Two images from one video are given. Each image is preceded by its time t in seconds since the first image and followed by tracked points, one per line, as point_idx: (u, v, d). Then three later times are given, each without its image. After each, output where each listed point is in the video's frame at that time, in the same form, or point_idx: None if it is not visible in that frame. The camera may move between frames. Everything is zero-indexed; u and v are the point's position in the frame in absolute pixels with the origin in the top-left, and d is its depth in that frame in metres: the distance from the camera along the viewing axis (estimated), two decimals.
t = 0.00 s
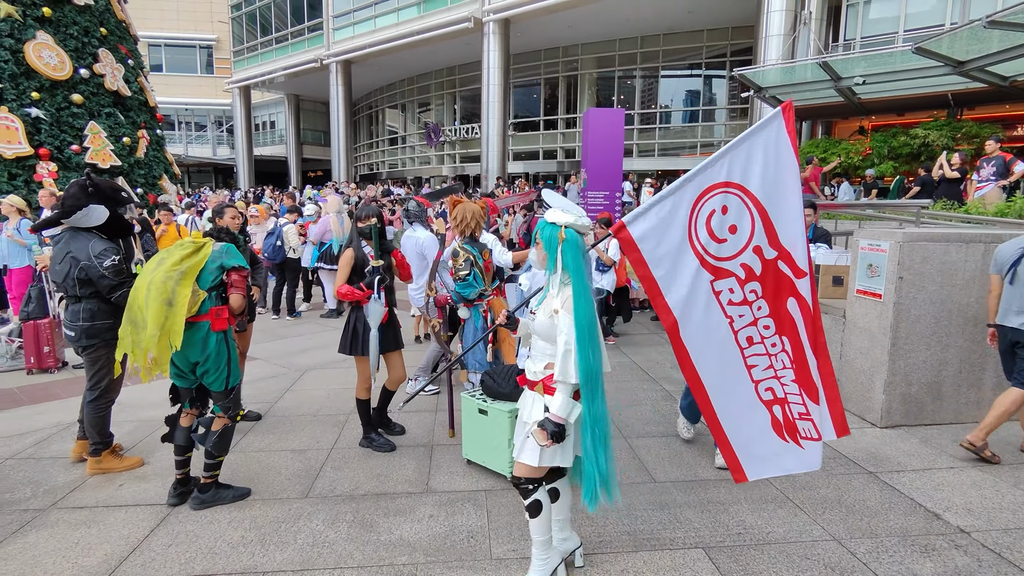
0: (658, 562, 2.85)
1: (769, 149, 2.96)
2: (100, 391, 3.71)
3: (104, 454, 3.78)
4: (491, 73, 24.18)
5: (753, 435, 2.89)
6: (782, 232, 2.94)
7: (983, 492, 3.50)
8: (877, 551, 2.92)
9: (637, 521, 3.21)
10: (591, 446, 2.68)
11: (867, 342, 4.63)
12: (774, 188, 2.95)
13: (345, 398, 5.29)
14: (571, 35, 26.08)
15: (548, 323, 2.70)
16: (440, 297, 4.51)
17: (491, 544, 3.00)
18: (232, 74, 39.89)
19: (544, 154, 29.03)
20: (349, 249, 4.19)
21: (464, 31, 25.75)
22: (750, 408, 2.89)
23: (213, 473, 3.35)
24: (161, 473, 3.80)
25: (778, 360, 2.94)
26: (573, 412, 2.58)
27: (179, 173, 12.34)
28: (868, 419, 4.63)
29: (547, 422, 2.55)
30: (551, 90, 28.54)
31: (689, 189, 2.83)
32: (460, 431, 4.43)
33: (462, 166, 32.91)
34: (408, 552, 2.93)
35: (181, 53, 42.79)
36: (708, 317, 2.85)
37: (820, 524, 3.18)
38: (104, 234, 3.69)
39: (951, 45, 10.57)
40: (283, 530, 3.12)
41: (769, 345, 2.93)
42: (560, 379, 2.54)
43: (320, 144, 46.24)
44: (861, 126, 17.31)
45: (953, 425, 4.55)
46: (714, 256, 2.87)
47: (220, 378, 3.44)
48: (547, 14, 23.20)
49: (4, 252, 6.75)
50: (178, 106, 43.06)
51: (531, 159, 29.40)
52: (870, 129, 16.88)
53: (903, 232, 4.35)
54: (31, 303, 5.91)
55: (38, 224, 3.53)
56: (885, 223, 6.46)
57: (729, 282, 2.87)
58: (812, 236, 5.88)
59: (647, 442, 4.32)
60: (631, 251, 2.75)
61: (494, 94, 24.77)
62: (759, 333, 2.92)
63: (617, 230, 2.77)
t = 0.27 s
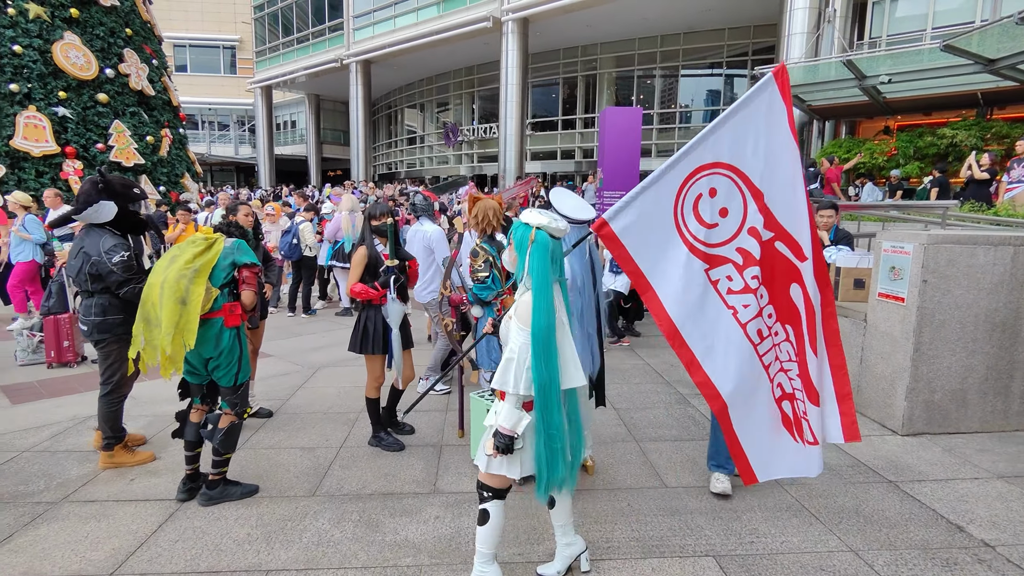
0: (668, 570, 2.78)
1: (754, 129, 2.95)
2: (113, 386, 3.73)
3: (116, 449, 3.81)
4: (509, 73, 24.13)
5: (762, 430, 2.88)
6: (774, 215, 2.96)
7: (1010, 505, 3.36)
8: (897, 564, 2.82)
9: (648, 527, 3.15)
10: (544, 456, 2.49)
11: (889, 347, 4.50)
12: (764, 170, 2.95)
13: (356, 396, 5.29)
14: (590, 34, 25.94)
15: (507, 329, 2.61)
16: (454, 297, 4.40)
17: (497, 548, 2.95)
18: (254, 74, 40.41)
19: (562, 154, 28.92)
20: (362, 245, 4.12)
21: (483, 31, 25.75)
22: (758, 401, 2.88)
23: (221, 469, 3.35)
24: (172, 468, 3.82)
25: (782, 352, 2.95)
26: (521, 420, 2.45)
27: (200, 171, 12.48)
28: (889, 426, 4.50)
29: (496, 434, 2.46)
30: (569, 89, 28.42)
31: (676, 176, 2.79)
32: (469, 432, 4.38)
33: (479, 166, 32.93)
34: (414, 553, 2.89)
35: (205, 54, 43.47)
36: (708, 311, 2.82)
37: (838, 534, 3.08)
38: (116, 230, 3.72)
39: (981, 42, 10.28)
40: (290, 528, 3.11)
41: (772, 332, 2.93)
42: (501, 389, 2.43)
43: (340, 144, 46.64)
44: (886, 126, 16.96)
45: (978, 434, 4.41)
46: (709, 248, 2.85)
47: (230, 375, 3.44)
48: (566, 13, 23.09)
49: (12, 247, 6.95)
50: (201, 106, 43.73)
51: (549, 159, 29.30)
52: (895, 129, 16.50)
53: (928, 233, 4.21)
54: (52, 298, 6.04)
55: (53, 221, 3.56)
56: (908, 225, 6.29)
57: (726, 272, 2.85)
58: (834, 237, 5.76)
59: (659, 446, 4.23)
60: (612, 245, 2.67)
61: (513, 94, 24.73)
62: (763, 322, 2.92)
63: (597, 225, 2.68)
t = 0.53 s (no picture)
0: (664, 569, 2.77)
1: (731, 98, 2.86)
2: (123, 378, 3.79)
3: (124, 441, 3.88)
4: (522, 72, 24.12)
5: (742, 415, 2.98)
6: (756, 191, 2.92)
7: (1016, 510, 3.31)
8: (896, 568, 2.79)
9: (645, 527, 3.14)
10: (465, 454, 2.38)
11: (896, 349, 4.45)
12: (742, 143, 2.90)
13: (361, 393, 5.33)
14: (603, 33, 25.85)
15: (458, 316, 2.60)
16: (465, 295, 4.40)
17: (493, 545, 2.97)
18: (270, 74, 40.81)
19: (575, 153, 28.86)
20: (371, 242, 4.18)
21: (496, 30, 25.78)
22: (738, 386, 2.97)
23: (226, 461, 3.39)
24: (178, 460, 3.88)
25: (766, 335, 3.00)
26: (446, 409, 2.42)
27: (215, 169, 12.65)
28: (896, 429, 4.45)
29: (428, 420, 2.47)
30: (583, 89, 28.34)
31: (646, 154, 2.72)
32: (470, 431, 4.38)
33: (492, 165, 32.95)
34: (410, 549, 2.91)
35: (222, 54, 43.97)
36: (688, 298, 2.82)
37: (838, 537, 3.05)
38: (125, 225, 3.83)
39: (1001, 40, 10.08)
40: (290, 521, 3.15)
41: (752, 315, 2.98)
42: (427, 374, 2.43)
43: (354, 143, 46.94)
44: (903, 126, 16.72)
45: (987, 438, 4.34)
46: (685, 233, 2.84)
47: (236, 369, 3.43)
48: (580, 12, 23.04)
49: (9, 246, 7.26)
50: (218, 105, 44.26)
51: (562, 158, 29.25)
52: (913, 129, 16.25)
53: (937, 234, 4.15)
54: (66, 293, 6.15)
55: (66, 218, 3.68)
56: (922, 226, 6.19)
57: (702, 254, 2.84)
58: (842, 238, 5.72)
59: (661, 446, 4.22)
60: (582, 236, 2.65)
61: (526, 93, 24.72)
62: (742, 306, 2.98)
63: (566, 219, 2.66)
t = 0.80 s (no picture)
0: (640, 566, 2.80)
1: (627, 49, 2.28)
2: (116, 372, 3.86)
3: (117, 435, 3.95)
4: (526, 73, 24.14)
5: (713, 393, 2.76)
6: (686, 151, 2.44)
7: (996, 511, 3.33)
8: (871, 566, 2.81)
9: (626, 523, 3.17)
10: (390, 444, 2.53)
11: (884, 350, 4.45)
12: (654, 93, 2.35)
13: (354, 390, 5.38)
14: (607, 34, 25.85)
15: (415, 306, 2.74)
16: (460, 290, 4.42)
17: (473, 539, 3.01)
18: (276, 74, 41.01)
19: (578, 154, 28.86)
20: (359, 241, 4.22)
21: (501, 31, 25.81)
22: (696, 376, 2.73)
23: (213, 456, 3.44)
24: (170, 455, 3.95)
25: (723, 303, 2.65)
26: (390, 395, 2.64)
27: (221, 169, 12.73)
28: (883, 430, 4.46)
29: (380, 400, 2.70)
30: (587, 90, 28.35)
31: (559, 140, 2.28)
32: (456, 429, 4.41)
33: (496, 165, 32.97)
34: (392, 543, 2.96)
35: (229, 54, 44.22)
36: (643, 273, 2.56)
37: (816, 536, 3.08)
38: (119, 222, 3.90)
39: (1004, 42, 10.02)
40: (275, 515, 3.20)
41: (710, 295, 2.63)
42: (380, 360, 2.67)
43: (359, 143, 47.10)
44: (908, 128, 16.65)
45: (974, 439, 4.35)
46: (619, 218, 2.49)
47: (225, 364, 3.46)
48: (583, 13, 23.05)
49: None
50: (225, 105, 44.50)
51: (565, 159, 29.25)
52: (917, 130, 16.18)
53: (924, 235, 4.15)
54: (65, 289, 6.17)
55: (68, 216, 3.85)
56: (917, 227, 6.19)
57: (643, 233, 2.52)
58: (835, 239, 5.76)
59: (649, 446, 4.24)
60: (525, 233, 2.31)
61: (529, 94, 24.74)
62: (697, 286, 2.61)
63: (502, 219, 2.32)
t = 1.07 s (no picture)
0: (606, 560, 2.85)
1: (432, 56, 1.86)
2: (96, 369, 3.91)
3: (96, 432, 3.99)
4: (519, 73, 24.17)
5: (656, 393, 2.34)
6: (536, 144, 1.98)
7: (961, 507, 3.38)
8: (832, 561, 2.87)
9: (596, 519, 3.22)
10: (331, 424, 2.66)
11: (858, 349, 4.52)
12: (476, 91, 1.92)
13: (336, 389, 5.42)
14: (600, 35, 25.91)
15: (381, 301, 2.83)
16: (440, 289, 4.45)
17: (444, 535, 3.05)
18: (270, 73, 40.93)
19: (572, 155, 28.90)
20: (336, 241, 4.31)
21: (494, 31, 25.83)
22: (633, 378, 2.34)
23: (189, 454, 3.48)
24: (148, 453, 3.98)
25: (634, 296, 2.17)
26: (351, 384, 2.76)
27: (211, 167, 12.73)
28: (857, 428, 4.51)
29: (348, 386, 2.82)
30: (580, 90, 28.41)
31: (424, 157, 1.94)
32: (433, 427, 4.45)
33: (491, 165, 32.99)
34: (364, 539, 3.00)
35: (223, 53, 44.13)
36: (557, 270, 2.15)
37: (781, 530, 3.14)
38: (98, 220, 3.93)
39: (988, 44, 10.10)
40: (248, 512, 3.23)
41: (640, 289, 2.18)
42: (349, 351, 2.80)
43: (354, 142, 47.04)
44: (898, 129, 16.75)
45: (946, 437, 4.41)
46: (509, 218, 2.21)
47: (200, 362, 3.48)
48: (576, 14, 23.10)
49: None
50: (219, 104, 44.38)
51: (559, 159, 29.28)
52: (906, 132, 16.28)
53: (896, 236, 4.22)
54: (49, 288, 6.16)
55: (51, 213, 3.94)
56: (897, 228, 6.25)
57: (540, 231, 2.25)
58: (814, 239, 5.82)
59: (624, 444, 4.29)
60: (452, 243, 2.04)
61: (522, 95, 24.76)
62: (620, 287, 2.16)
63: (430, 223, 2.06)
